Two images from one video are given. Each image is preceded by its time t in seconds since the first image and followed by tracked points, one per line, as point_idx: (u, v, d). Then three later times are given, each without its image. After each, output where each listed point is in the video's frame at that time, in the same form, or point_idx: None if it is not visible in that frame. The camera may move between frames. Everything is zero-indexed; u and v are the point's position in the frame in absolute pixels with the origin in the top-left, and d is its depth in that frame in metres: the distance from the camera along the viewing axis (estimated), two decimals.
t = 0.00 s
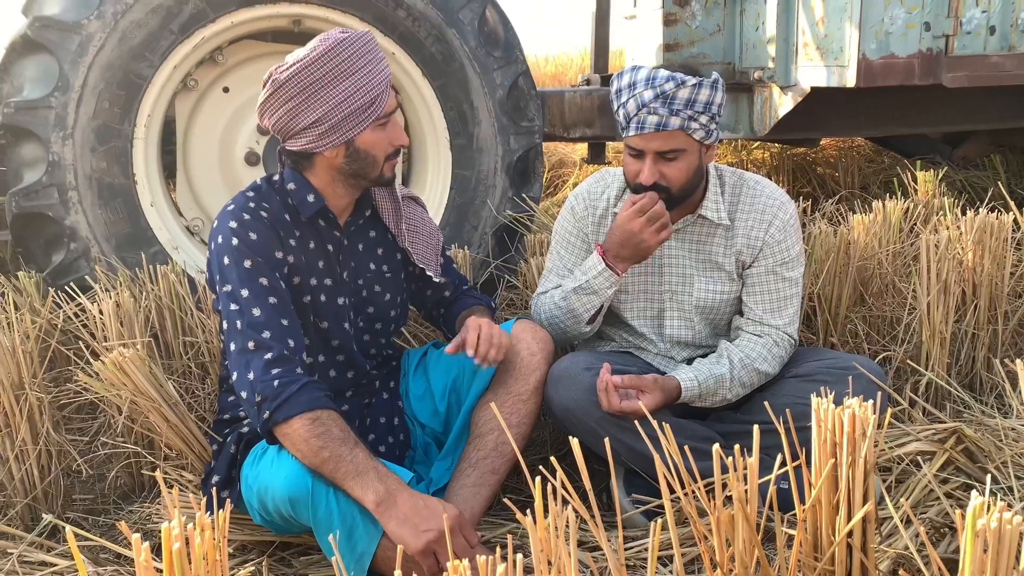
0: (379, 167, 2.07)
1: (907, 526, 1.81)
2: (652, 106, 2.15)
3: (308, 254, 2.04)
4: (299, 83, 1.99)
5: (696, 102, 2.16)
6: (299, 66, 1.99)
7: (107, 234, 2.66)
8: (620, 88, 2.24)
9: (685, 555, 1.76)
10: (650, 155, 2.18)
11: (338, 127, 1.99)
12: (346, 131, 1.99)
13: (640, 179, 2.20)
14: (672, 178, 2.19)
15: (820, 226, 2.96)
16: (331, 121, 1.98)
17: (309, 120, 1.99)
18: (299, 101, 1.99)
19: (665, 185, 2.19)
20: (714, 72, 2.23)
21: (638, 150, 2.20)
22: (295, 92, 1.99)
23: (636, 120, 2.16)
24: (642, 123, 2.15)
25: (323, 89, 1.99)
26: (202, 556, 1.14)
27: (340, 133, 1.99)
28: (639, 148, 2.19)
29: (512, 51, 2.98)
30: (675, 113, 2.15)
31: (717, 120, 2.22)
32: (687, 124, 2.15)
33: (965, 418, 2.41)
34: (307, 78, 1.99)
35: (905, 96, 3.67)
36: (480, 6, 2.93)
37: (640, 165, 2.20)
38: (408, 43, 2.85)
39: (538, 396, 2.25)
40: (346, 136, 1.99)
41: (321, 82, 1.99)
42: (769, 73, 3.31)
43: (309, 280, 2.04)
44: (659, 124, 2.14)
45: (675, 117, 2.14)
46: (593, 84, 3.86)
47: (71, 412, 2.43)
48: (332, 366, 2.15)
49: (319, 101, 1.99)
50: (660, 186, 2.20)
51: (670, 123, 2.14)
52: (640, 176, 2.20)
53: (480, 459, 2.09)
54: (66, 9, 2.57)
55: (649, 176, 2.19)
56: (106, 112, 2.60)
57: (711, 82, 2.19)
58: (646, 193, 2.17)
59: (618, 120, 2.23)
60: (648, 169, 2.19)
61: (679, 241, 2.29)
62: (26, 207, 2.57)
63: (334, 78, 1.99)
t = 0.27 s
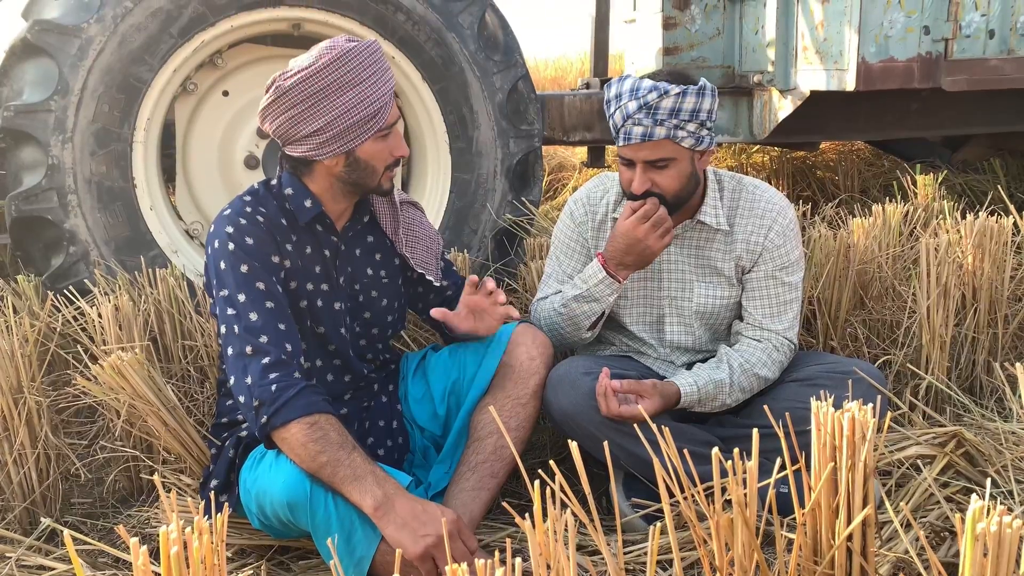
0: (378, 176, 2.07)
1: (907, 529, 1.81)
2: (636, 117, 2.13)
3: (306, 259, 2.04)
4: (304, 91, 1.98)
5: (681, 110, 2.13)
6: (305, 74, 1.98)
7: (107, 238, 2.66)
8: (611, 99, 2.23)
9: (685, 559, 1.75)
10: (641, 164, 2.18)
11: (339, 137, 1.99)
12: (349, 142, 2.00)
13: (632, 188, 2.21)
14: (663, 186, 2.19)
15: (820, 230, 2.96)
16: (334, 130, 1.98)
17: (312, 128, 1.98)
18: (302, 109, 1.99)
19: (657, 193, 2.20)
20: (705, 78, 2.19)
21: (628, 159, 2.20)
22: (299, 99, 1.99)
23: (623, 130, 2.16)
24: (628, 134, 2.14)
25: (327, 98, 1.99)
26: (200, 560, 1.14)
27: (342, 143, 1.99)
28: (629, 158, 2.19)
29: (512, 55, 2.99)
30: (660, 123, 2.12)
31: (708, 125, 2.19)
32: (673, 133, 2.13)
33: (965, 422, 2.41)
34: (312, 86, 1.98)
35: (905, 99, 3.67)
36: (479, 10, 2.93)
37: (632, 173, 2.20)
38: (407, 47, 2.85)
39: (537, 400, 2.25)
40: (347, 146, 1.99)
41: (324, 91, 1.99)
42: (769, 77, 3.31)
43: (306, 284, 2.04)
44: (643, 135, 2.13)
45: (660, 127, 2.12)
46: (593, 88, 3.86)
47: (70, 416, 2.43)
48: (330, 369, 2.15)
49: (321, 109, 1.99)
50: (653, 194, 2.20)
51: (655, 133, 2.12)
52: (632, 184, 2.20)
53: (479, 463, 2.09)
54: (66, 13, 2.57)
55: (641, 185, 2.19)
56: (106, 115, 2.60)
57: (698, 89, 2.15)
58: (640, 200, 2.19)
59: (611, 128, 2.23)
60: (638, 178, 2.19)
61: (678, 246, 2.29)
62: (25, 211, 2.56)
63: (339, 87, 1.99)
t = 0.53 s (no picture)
0: (376, 175, 2.07)
1: (908, 529, 1.81)
2: (642, 118, 2.13)
3: (304, 258, 2.03)
4: (299, 88, 1.98)
5: (687, 111, 2.13)
6: (299, 70, 1.98)
7: (106, 237, 2.66)
8: (613, 100, 2.23)
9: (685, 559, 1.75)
10: (644, 165, 2.18)
11: (336, 133, 1.99)
12: (344, 138, 2.00)
13: (634, 189, 2.21)
14: (666, 187, 2.19)
15: (820, 230, 2.96)
16: (329, 127, 1.98)
17: (307, 125, 1.98)
18: (297, 106, 1.99)
19: (659, 194, 2.20)
20: (709, 79, 2.20)
21: (632, 159, 2.20)
22: (294, 96, 1.99)
23: (627, 131, 2.15)
24: (634, 135, 2.14)
25: (322, 94, 1.99)
26: (200, 559, 1.13)
27: (338, 139, 1.99)
28: (632, 158, 2.19)
29: (512, 55, 2.98)
30: (666, 124, 2.12)
31: (712, 126, 2.19)
32: (679, 134, 2.13)
33: (965, 422, 2.40)
34: (307, 83, 1.98)
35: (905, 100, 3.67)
36: (480, 10, 2.93)
37: (634, 174, 2.21)
38: (407, 47, 2.85)
39: (537, 400, 2.25)
40: (344, 141, 2.00)
41: (321, 87, 1.99)
42: (769, 77, 3.31)
43: (305, 283, 2.04)
44: (649, 136, 2.13)
45: (666, 128, 2.12)
46: (593, 88, 3.86)
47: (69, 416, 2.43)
48: (329, 369, 2.14)
49: (318, 106, 1.99)
50: (655, 195, 2.20)
51: (661, 134, 2.12)
52: (635, 185, 2.21)
53: (479, 463, 2.09)
54: (65, 12, 2.57)
55: (643, 185, 2.20)
56: (105, 115, 2.60)
57: (703, 91, 2.15)
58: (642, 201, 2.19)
59: (613, 130, 2.22)
60: (642, 179, 2.19)
61: (677, 246, 2.29)
62: (24, 211, 2.56)
63: (334, 83, 1.99)
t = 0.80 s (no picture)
0: (371, 167, 2.08)
1: (907, 530, 1.81)
2: (640, 112, 2.14)
3: (300, 257, 2.04)
4: (288, 94, 1.97)
5: (685, 106, 2.14)
6: (286, 77, 1.97)
7: (107, 238, 2.66)
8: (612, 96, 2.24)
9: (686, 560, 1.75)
10: (642, 160, 2.18)
11: (330, 135, 1.99)
12: (337, 139, 1.99)
13: (632, 185, 2.20)
14: (664, 183, 2.19)
15: (819, 231, 2.96)
16: (321, 129, 1.98)
17: (299, 130, 1.98)
18: (288, 112, 1.98)
19: (657, 190, 2.19)
20: (707, 76, 2.21)
21: (630, 155, 2.20)
22: (284, 103, 1.98)
23: (625, 126, 2.16)
24: (631, 130, 2.15)
25: (311, 98, 1.98)
26: (201, 560, 1.14)
27: (332, 141, 1.99)
28: (630, 153, 2.19)
29: (512, 56, 2.99)
30: (663, 119, 2.13)
31: (710, 122, 2.19)
32: (676, 130, 2.14)
33: (964, 422, 2.41)
34: (295, 89, 1.97)
35: (904, 100, 3.68)
36: (479, 11, 2.93)
37: (632, 171, 2.21)
38: (408, 48, 2.85)
39: (537, 400, 2.26)
40: (337, 143, 2.00)
41: (310, 90, 1.98)
42: (769, 78, 3.31)
43: (302, 282, 2.04)
44: (647, 130, 2.13)
45: (663, 123, 2.13)
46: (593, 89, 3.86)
47: (70, 417, 2.43)
48: (329, 368, 2.14)
49: (309, 110, 1.98)
50: (653, 192, 2.20)
51: (658, 129, 2.13)
52: (632, 182, 2.20)
53: (479, 463, 2.09)
54: (66, 13, 2.57)
55: (641, 181, 2.19)
56: (106, 116, 2.60)
57: (701, 86, 2.16)
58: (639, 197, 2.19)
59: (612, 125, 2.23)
60: (639, 175, 2.19)
61: (676, 247, 2.29)
62: (25, 211, 2.57)
63: (322, 86, 1.98)
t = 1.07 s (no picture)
0: (363, 161, 2.08)
1: (908, 529, 1.81)
2: (642, 102, 2.16)
3: (297, 257, 2.04)
4: (276, 99, 1.96)
5: (686, 97, 2.16)
6: (273, 82, 1.95)
7: (107, 238, 2.66)
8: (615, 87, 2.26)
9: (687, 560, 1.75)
10: (642, 150, 2.18)
11: (324, 133, 1.98)
12: (330, 138, 1.99)
13: (632, 176, 2.19)
14: (664, 174, 2.18)
15: (820, 231, 2.96)
16: (313, 131, 1.97)
17: (291, 134, 1.97)
18: (278, 117, 1.97)
19: (656, 181, 2.18)
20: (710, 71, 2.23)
21: (630, 147, 2.20)
22: (273, 108, 1.96)
23: (626, 116, 2.18)
24: (632, 119, 2.17)
25: (300, 100, 1.96)
26: (201, 560, 1.14)
27: (326, 139, 1.99)
28: (631, 144, 2.20)
29: (513, 56, 2.99)
30: (664, 109, 2.15)
31: (711, 116, 2.20)
32: (677, 120, 2.15)
33: (965, 422, 2.41)
34: (283, 93, 1.95)
35: (904, 101, 3.68)
36: (480, 11, 2.93)
37: (632, 162, 2.20)
38: (408, 48, 2.85)
39: (537, 400, 2.25)
40: (331, 140, 2.00)
41: (297, 92, 1.96)
42: (769, 77, 3.32)
43: (300, 282, 2.04)
44: (648, 119, 2.15)
45: (664, 113, 2.14)
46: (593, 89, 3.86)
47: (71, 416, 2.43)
48: (328, 367, 2.13)
49: (299, 112, 1.97)
50: (653, 182, 2.19)
51: (658, 119, 2.14)
52: (631, 172, 2.20)
53: (479, 463, 2.09)
54: (67, 13, 2.57)
55: (641, 172, 2.18)
56: (107, 115, 2.60)
57: (702, 79, 2.18)
58: (636, 188, 2.18)
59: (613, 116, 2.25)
60: (638, 165, 2.18)
61: (676, 245, 2.29)
62: (26, 210, 2.57)
63: (309, 87, 1.96)
